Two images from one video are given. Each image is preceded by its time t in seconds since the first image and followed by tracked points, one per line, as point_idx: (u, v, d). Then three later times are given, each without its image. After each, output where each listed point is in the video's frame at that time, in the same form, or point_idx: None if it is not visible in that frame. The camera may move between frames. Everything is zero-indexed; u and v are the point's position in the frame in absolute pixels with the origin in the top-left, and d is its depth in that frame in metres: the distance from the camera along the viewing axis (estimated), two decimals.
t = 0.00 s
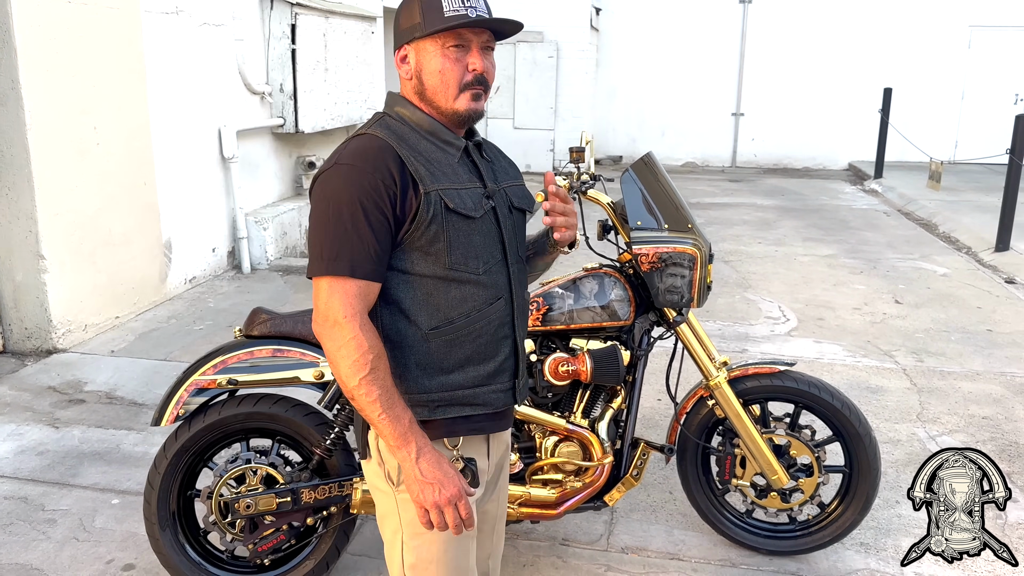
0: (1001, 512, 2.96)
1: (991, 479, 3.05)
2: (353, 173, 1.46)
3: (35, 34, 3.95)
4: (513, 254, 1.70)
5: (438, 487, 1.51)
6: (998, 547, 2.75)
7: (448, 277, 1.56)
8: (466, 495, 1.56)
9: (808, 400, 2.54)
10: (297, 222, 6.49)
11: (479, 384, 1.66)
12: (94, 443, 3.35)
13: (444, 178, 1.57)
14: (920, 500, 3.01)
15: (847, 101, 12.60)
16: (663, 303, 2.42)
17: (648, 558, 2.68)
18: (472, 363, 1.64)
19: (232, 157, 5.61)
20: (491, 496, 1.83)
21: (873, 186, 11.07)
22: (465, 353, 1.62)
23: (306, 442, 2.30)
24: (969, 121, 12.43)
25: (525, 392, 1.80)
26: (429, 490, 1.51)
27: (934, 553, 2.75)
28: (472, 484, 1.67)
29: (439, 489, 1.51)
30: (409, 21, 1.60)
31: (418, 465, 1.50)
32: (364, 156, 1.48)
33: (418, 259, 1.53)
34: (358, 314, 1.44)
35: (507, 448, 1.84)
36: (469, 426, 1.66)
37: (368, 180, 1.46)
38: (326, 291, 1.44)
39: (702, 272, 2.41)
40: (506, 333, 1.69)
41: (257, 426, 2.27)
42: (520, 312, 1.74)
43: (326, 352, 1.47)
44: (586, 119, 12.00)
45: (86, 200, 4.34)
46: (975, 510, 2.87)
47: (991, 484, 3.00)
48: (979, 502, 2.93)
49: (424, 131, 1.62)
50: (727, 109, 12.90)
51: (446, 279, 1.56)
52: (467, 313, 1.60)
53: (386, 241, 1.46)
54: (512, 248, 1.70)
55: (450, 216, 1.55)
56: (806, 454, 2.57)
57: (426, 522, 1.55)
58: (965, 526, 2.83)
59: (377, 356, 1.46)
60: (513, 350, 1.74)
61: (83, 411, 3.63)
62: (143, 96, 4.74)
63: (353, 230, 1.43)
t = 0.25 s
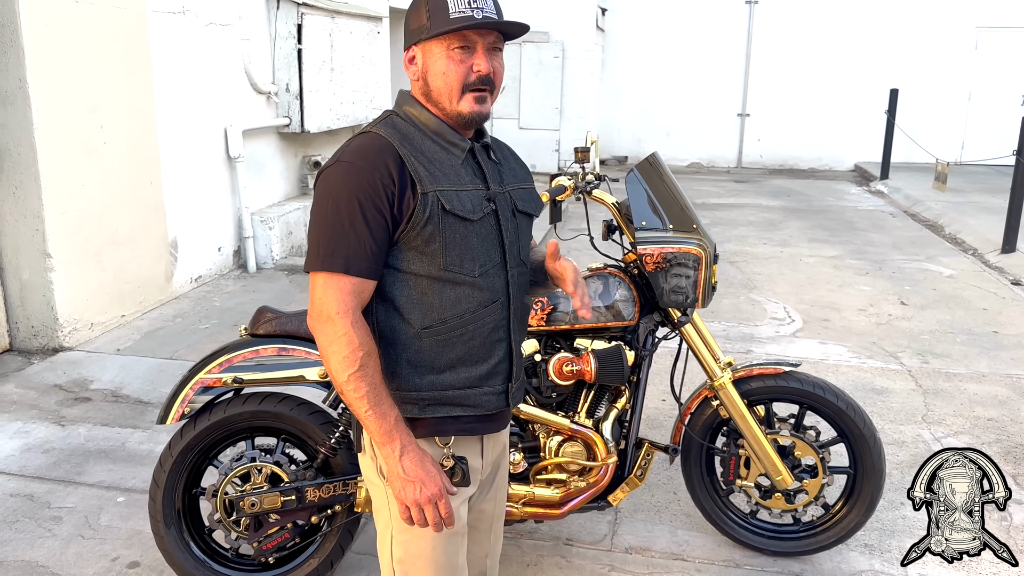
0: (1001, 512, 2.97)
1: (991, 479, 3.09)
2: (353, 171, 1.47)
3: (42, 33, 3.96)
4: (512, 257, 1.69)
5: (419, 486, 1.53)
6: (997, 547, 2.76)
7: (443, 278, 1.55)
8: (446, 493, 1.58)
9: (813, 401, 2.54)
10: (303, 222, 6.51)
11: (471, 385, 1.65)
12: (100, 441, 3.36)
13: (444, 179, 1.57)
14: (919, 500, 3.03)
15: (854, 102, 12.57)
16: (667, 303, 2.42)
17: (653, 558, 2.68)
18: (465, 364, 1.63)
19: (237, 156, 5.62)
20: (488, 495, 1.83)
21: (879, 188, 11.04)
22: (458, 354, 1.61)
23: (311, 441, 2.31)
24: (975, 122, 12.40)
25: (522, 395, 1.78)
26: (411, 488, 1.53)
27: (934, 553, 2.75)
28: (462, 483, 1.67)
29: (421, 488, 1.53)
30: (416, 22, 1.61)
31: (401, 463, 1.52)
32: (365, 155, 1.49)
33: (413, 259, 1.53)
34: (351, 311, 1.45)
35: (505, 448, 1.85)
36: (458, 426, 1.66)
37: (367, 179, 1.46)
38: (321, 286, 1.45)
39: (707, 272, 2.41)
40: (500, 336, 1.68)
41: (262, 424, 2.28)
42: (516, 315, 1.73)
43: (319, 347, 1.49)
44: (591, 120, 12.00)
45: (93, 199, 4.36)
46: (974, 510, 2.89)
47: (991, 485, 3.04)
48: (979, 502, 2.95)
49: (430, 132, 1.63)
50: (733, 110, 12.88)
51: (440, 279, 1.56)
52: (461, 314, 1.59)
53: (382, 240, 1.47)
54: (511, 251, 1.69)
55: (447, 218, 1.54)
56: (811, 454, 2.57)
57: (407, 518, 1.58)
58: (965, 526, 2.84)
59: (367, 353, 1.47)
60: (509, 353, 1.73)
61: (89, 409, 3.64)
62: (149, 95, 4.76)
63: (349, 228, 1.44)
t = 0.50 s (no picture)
0: (1002, 514, 2.96)
1: (991, 479, 3.09)
2: (357, 169, 1.47)
3: (51, 32, 3.98)
4: (513, 263, 1.68)
5: (403, 486, 1.52)
6: (997, 548, 2.76)
7: (440, 280, 1.55)
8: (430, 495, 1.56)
9: (819, 402, 2.53)
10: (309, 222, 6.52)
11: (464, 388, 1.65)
12: (107, 439, 3.37)
13: (449, 181, 1.57)
14: (919, 500, 3.03)
15: (861, 103, 12.53)
16: (673, 303, 2.42)
17: (657, 559, 2.68)
18: (459, 367, 1.63)
19: (244, 155, 5.64)
20: (487, 493, 1.84)
21: (886, 189, 11.01)
22: (453, 356, 1.62)
23: (315, 439, 2.31)
24: (983, 124, 12.35)
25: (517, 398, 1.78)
26: (394, 488, 1.52)
27: (933, 553, 2.75)
28: (456, 481, 1.67)
29: (404, 488, 1.52)
30: (432, 21, 1.61)
31: (386, 462, 1.50)
32: (370, 154, 1.49)
33: (411, 260, 1.54)
34: (348, 309, 1.45)
35: (503, 447, 1.84)
36: (448, 428, 1.66)
37: (370, 178, 1.47)
38: (319, 282, 1.46)
39: (713, 273, 2.41)
40: (496, 341, 1.68)
41: (268, 422, 2.29)
42: (514, 321, 1.72)
43: (315, 342, 1.49)
44: (598, 120, 11.99)
45: (100, 198, 4.37)
46: (974, 510, 2.89)
47: (991, 484, 3.03)
48: (979, 502, 2.95)
49: (439, 133, 1.63)
50: (740, 110, 12.85)
51: (437, 282, 1.56)
52: (457, 317, 1.59)
53: (381, 240, 1.47)
54: (514, 256, 1.68)
55: (448, 221, 1.54)
56: (816, 456, 2.55)
57: (390, 517, 1.56)
58: (965, 526, 2.85)
59: (361, 351, 1.47)
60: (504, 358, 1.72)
61: (96, 407, 3.66)
62: (157, 94, 4.77)
63: (349, 227, 1.44)
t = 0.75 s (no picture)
0: (1002, 513, 2.98)
1: (992, 479, 3.06)
2: (361, 171, 1.48)
3: (59, 30, 4.00)
4: (513, 263, 1.67)
5: (410, 488, 1.53)
6: (997, 547, 2.76)
7: (443, 282, 1.56)
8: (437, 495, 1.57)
9: (824, 402, 2.52)
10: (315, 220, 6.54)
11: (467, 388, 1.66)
12: (113, 436, 3.39)
13: (452, 182, 1.57)
14: (919, 500, 3.01)
15: (868, 104, 12.49)
16: (678, 303, 2.42)
17: (661, 558, 2.68)
18: (462, 367, 1.63)
19: (251, 154, 5.66)
20: (490, 492, 1.84)
21: (893, 190, 10.98)
22: (456, 357, 1.62)
23: (320, 437, 2.32)
24: (991, 125, 12.30)
25: (519, 398, 1.79)
26: (401, 489, 1.53)
27: (934, 553, 2.75)
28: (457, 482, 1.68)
29: (410, 489, 1.53)
30: (437, 21, 1.61)
31: (394, 463, 1.52)
32: (374, 155, 1.50)
33: (415, 261, 1.54)
34: (354, 311, 1.46)
35: (507, 444, 1.84)
36: (450, 428, 1.66)
37: (374, 180, 1.47)
38: (325, 284, 1.47)
39: (718, 272, 2.40)
40: (498, 342, 1.68)
41: (273, 420, 2.30)
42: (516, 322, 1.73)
43: (321, 342, 1.50)
44: (604, 120, 11.98)
45: (107, 195, 4.39)
46: (975, 510, 2.88)
47: (991, 484, 3.01)
48: (979, 502, 2.93)
49: (443, 133, 1.63)
50: (746, 111, 12.83)
51: (440, 283, 1.56)
52: (460, 318, 1.59)
53: (385, 242, 1.48)
54: (517, 257, 1.68)
55: (451, 222, 1.54)
56: (820, 456, 2.55)
57: (397, 518, 1.57)
58: (965, 526, 2.84)
59: (367, 353, 1.48)
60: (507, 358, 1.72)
61: (102, 404, 3.67)
62: (164, 92, 4.79)
63: (354, 229, 1.45)
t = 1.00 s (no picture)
0: (1002, 512, 2.98)
1: (992, 479, 3.06)
2: (362, 170, 1.48)
3: (65, 29, 4.01)
4: (513, 259, 1.67)
5: (428, 482, 1.53)
6: (997, 548, 2.76)
7: (446, 279, 1.56)
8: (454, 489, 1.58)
9: (827, 403, 2.52)
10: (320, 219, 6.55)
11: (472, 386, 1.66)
12: (117, 433, 3.40)
13: (452, 179, 1.57)
14: (919, 500, 3.01)
15: (875, 104, 12.45)
16: (682, 303, 2.42)
17: (663, 559, 2.68)
18: (467, 365, 1.63)
19: (256, 152, 5.67)
20: (495, 492, 1.84)
21: (898, 192, 10.95)
22: (459, 355, 1.62)
23: (324, 435, 2.32)
24: (998, 126, 12.26)
25: (524, 396, 1.78)
26: (418, 483, 1.53)
27: (934, 553, 2.75)
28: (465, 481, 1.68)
29: (428, 484, 1.53)
30: (433, 19, 1.62)
31: (410, 459, 1.52)
32: (374, 154, 1.50)
33: (418, 259, 1.54)
34: (360, 309, 1.46)
35: (513, 445, 1.84)
36: (457, 427, 1.66)
37: (376, 178, 1.48)
38: (331, 283, 1.47)
39: (722, 273, 2.40)
40: (502, 339, 1.68)
41: (276, 418, 2.30)
42: (519, 318, 1.73)
43: (328, 342, 1.50)
44: (609, 120, 11.97)
45: (113, 193, 4.40)
46: (974, 510, 2.88)
47: (991, 484, 3.00)
48: (979, 502, 2.93)
49: (442, 132, 1.64)
50: (752, 111, 12.80)
51: (443, 280, 1.56)
52: (463, 316, 1.59)
53: (388, 240, 1.48)
54: (518, 253, 1.68)
55: (452, 219, 1.54)
56: (824, 457, 2.55)
57: (415, 513, 1.58)
58: (965, 526, 2.84)
59: (377, 351, 1.48)
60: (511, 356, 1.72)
61: (107, 401, 3.69)
62: (170, 90, 4.80)
63: (358, 227, 1.45)
